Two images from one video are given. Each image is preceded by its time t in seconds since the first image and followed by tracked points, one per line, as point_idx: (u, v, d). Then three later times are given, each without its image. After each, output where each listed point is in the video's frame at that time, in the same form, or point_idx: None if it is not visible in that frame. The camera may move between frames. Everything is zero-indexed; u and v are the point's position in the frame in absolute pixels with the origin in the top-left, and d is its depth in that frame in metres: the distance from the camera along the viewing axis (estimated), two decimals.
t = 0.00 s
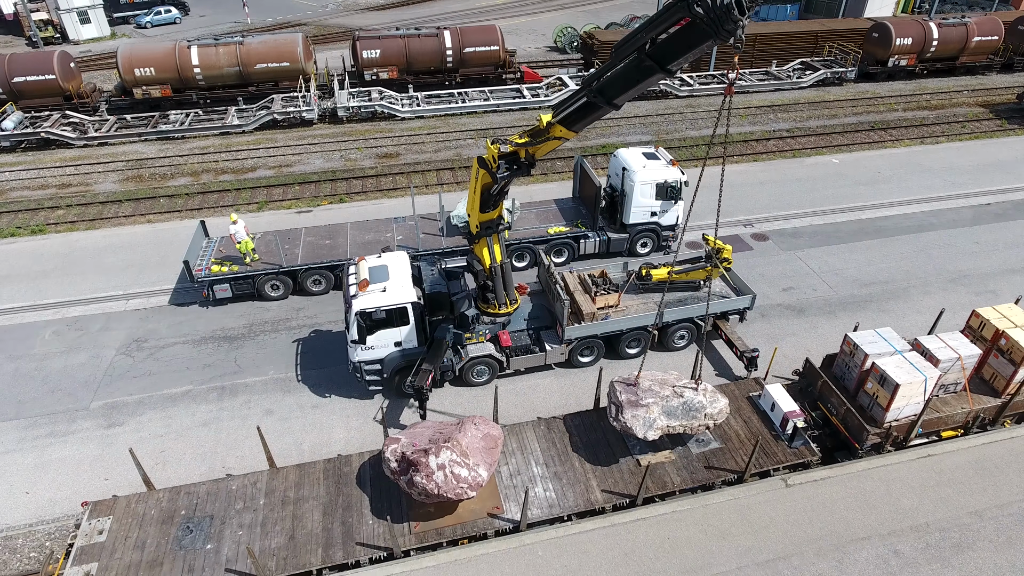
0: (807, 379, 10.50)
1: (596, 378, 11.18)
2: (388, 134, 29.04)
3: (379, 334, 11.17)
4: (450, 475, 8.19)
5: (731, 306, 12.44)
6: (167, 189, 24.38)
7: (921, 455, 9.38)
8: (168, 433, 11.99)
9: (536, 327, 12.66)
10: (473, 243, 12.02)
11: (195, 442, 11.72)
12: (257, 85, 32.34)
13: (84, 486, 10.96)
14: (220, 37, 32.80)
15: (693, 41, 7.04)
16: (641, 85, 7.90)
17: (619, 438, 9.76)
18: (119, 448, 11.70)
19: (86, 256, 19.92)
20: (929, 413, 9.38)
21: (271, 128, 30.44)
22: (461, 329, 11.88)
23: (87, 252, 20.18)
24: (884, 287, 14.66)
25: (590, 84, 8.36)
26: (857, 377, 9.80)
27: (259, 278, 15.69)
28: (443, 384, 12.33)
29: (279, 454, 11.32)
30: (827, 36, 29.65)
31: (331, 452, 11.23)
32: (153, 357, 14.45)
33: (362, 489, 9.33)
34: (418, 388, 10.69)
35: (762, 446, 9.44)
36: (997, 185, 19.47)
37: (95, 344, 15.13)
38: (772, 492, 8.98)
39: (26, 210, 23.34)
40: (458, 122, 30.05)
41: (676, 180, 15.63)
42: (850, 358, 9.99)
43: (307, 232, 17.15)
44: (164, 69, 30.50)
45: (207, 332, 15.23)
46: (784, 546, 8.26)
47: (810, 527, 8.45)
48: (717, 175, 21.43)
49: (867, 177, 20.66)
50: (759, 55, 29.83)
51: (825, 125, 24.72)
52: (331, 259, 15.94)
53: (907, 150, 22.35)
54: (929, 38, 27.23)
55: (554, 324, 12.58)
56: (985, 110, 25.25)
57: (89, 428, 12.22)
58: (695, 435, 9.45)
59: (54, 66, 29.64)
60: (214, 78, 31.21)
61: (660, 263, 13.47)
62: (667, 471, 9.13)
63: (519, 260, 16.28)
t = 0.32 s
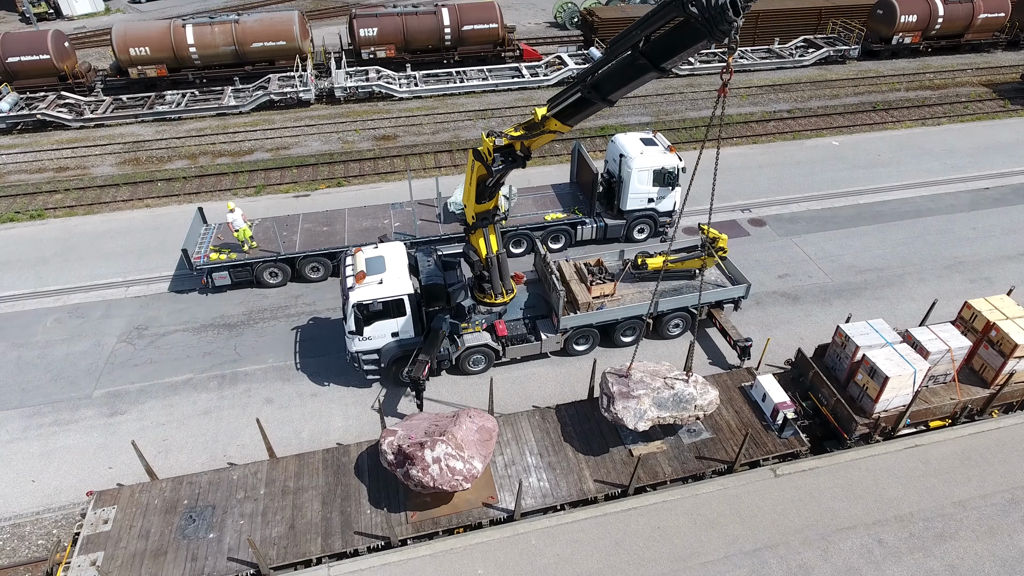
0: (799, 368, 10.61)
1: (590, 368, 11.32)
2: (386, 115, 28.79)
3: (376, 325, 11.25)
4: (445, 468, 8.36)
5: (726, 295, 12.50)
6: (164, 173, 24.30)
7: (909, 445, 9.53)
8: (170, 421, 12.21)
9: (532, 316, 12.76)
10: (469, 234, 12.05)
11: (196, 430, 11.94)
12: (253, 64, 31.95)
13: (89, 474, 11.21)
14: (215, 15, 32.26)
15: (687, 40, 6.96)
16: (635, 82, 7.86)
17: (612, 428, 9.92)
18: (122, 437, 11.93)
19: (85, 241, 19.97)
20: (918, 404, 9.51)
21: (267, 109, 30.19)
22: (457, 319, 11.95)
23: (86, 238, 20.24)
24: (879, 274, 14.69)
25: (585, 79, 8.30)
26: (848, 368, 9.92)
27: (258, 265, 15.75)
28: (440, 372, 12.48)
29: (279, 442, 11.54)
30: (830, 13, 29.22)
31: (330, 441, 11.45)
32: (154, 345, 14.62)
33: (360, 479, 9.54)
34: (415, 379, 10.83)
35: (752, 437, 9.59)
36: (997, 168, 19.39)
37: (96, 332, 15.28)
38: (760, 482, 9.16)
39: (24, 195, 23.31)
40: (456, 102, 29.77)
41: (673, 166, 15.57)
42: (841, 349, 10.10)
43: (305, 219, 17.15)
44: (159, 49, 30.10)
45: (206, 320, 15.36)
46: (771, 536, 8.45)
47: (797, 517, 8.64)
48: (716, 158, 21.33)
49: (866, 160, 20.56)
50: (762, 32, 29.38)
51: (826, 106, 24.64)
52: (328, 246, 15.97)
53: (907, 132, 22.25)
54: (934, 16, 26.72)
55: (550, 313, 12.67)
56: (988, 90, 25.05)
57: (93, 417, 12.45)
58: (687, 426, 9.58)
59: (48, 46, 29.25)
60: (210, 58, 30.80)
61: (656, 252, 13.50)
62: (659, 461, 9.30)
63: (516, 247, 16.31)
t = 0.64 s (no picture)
0: (791, 362, 10.72)
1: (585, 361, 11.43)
2: (384, 98, 28.51)
3: (373, 319, 11.32)
4: (440, 465, 8.52)
5: (721, 287, 12.54)
6: (161, 158, 24.18)
7: (897, 439, 9.66)
8: (171, 413, 12.41)
9: (528, 308, 12.79)
10: (465, 228, 12.09)
11: (197, 422, 12.13)
12: (249, 45, 31.59)
13: (92, 466, 11.45)
14: None
15: (680, 44, 6.89)
16: (628, 83, 7.82)
17: (605, 422, 10.05)
18: (124, 429, 12.15)
19: (83, 230, 19.98)
20: (908, 398, 9.60)
21: (263, 91, 29.87)
22: (453, 312, 12.05)
23: (84, 226, 20.24)
24: (876, 263, 14.70)
25: (578, 78, 8.25)
26: (840, 363, 10.02)
27: (255, 256, 15.77)
28: (436, 364, 12.59)
29: (278, 433, 11.72)
30: None
31: (328, 432, 11.64)
32: (154, 335, 14.75)
33: (357, 472, 9.76)
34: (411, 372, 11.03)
35: (744, 431, 9.71)
36: (998, 153, 19.32)
37: (97, 323, 15.41)
38: (750, 476, 9.31)
39: (21, 181, 23.23)
40: (455, 84, 29.43)
41: (671, 155, 15.48)
42: (833, 343, 10.20)
43: (302, 208, 17.12)
44: (153, 30, 29.67)
45: (205, 310, 15.46)
46: (759, 529, 8.63)
47: (784, 510, 8.82)
48: (715, 143, 21.21)
49: (866, 145, 20.47)
50: (764, 11, 29.00)
51: (827, 88, 24.52)
52: (326, 236, 15.95)
53: (908, 116, 22.15)
54: None
55: (546, 305, 12.72)
56: (991, 71, 24.92)
57: (95, 409, 12.66)
58: (680, 420, 9.70)
59: (40, 28, 28.84)
60: (205, 39, 30.40)
61: (652, 243, 13.51)
62: (651, 455, 9.45)
63: (513, 236, 16.30)
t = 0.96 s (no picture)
0: (784, 355, 10.80)
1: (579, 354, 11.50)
2: (380, 80, 28.16)
3: (369, 314, 11.35)
4: (435, 463, 8.63)
5: (716, 279, 12.54)
6: (156, 144, 24.00)
7: (886, 433, 9.77)
8: (170, 405, 12.56)
9: (523, 300, 12.79)
10: (460, 221, 12.10)
11: (196, 414, 12.28)
12: (244, 27, 31.18)
13: (94, 459, 11.66)
14: None
15: (674, 48, 6.79)
16: (621, 84, 7.76)
17: (597, 416, 10.16)
18: (124, 421, 12.33)
19: (80, 218, 19.93)
20: (899, 393, 9.68)
21: (258, 74, 29.49)
22: (448, 305, 12.19)
23: (80, 214, 20.18)
24: (872, 252, 14.68)
25: (572, 77, 8.19)
26: (832, 357, 10.09)
27: (252, 246, 15.76)
28: (432, 356, 12.66)
29: (276, 426, 11.87)
30: None
31: (326, 425, 11.79)
32: (152, 327, 14.84)
33: (354, 467, 9.95)
34: (407, 366, 11.09)
35: (735, 425, 9.81)
36: (998, 137, 19.19)
37: (95, 314, 15.48)
38: (740, 470, 9.44)
39: (16, 168, 23.08)
40: (452, 66, 29.06)
41: (668, 143, 15.39)
42: (825, 338, 10.27)
43: (298, 197, 17.04)
44: (146, 12, 29.18)
45: (203, 300, 15.52)
46: (748, 523, 8.79)
47: (772, 504, 8.96)
48: (714, 128, 21.04)
49: (866, 130, 20.33)
50: None
51: (828, 70, 24.26)
52: (322, 226, 15.90)
53: (909, 100, 21.98)
54: None
55: (541, 298, 12.73)
56: (995, 52, 24.69)
57: (96, 401, 12.83)
58: (672, 414, 9.79)
59: (32, 10, 28.32)
60: (199, 20, 29.97)
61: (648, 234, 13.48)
62: (643, 449, 9.57)
63: (509, 224, 16.27)
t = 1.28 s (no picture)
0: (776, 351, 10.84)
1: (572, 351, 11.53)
2: (375, 63, 27.74)
3: (362, 311, 11.33)
4: (427, 464, 8.71)
5: (711, 273, 12.49)
6: (149, 131, 23.76)
7: (876, 430, 9.84)
8: (166, 401, 12.67)
9: (517, 295, 12.79)
10: (452, 216, 11.98)
11: (192, 410, 12.39)
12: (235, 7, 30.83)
13: (92, 455, 11.81)
14: None
15: (665, 53, 6.69)
16: (611, 88, 7.66)
17: (589, 413, 10.21)
18: (122, 417, 12.46)
19: (74, 208, 19.81)
20: (890, 391, 9.70)
21: (251, 56, 29.01)
22: (442, 300, 12.12)
23: (73, 203, 20.04)
24: (868, 244, 14.61)
25: (563, 78, 8.06)
26: (823, 355, 10.11)
27: (246, 238, 15.68)
28: (426, 350, 12.68)
29: (271, 421, 11.97)
30: None
31: (321, 420, 11.89)
32: (148, 320, 14.88)
33: (348, 465, 10.07)
34: (401, 364, 11.10)
35: (726, 422, 9.88)
36: (999, 123, 19.01)
37: (90, 307, 15.50)
38: (730, 468, 9.54)
39: (8, 156, 22.87)
40: (448, 47, 28.61)
41: (664, 133, 15.25)
42: (817, 335, 10.27)
43: (292, 187, 16.90)
44: None
45: (197, 293, 15.51)
46: (736, 521, 8.90)
47: (760, 502, 9.07)
48: (712, 113, 20.79)
49: (866, 115, 20.10)
50: None
51: (830, 52, 23.90)
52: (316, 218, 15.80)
53: (911, 83, 21.72)
54: None
55: (534, 292, 12.71)
56: (1000, 33, 24.33)
57: (93, 397, 12.95)
58: (664, 412, 9.83)
59: None
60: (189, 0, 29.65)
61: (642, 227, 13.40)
62: (634, 447, 9.64)
63: (503, 215, 16.16)
